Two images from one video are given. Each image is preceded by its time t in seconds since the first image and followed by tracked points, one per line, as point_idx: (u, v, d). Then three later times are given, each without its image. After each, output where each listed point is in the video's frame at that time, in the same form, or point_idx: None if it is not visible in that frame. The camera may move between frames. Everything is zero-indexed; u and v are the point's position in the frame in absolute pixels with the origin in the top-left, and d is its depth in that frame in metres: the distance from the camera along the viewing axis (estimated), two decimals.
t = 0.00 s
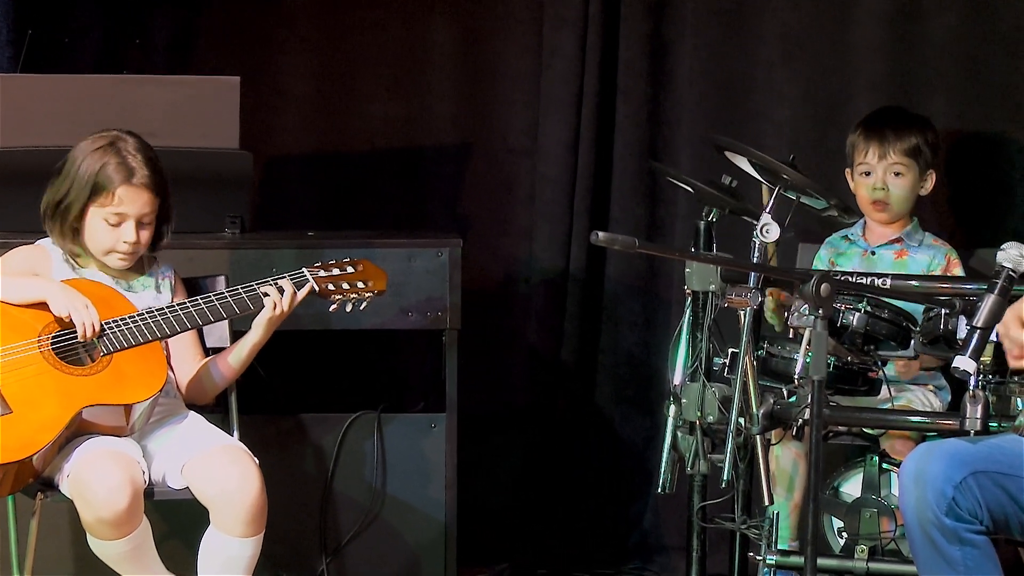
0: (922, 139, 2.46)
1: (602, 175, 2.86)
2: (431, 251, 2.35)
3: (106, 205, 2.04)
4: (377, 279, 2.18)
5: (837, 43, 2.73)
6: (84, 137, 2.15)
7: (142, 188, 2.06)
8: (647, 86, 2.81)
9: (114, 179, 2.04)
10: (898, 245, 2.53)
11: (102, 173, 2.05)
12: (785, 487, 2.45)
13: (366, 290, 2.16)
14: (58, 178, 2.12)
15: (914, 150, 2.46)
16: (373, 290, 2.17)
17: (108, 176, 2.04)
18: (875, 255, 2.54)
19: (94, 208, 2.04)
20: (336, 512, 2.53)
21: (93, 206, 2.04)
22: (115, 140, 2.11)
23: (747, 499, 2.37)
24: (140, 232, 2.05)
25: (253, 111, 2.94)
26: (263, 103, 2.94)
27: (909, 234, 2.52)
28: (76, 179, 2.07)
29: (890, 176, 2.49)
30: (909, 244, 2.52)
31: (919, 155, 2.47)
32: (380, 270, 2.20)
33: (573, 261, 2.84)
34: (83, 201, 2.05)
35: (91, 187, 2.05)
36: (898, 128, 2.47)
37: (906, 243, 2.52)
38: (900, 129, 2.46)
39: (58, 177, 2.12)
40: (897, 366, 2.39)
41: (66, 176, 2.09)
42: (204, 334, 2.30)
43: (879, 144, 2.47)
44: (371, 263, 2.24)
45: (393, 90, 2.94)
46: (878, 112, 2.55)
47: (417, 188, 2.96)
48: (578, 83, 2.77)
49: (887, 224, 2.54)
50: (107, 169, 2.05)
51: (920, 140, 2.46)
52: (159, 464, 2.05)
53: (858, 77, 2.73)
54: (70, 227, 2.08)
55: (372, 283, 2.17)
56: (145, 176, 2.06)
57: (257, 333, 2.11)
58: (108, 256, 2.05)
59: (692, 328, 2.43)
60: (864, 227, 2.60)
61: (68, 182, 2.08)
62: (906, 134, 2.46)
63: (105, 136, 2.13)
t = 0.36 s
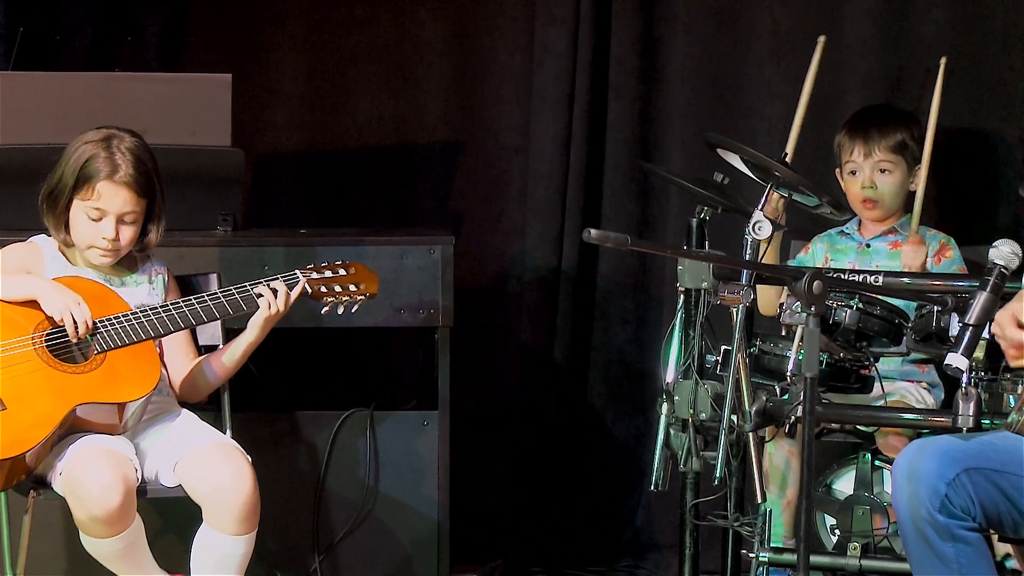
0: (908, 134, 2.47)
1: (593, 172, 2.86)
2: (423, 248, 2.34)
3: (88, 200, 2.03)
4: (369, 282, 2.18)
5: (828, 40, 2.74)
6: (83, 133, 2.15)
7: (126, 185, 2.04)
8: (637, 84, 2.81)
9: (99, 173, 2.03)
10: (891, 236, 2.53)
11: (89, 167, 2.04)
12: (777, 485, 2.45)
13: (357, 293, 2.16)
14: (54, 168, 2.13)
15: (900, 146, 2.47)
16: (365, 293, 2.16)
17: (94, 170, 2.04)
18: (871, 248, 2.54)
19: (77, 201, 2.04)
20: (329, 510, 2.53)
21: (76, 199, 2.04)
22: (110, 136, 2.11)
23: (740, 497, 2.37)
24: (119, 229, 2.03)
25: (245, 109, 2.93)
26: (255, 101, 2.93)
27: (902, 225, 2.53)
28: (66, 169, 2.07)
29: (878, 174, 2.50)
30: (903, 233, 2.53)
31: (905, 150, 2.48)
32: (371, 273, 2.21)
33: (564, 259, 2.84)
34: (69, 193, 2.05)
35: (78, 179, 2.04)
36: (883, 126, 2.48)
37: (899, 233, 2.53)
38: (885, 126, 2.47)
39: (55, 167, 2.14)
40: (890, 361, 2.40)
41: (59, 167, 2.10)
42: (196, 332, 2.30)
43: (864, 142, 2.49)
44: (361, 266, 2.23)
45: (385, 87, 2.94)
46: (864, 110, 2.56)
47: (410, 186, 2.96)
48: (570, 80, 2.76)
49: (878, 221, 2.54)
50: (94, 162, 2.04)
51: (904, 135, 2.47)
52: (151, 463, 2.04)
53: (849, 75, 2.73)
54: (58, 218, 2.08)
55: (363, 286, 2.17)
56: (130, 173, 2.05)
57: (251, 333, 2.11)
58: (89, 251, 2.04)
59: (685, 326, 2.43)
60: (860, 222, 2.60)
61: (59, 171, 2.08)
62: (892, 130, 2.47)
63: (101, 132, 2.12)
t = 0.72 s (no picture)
0: (886, 134, 2.49)
1: (578, 170, 2.86)
2: (407, 246, 2.34)
3: (72, 198, 2.02)
4: (356, 287, 2.18)
5: (812, 39, 2.75)
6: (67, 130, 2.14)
7: (111, 183, 2.03)
8: (622, 82, 2.82)
9: (83, 172, 2.02)
10: (868, 232, 2.54)
11: (73, 165, 2.03)
12: (761, 483, 2.46)
13: (345, 297, 2.16)
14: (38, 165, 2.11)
15: (877, 145, 2.48)
16: (352, 297, 2.16)
17: (78, 168, 2.03)
18: (848, 245, 2.54)
19: (61, 200, 2.03)
20: (313, 508, 2.53)
21: (61, 197, 2.03)
22: (94, 134, 2.09)
23: (724, 494, 2.39)
24: (104, 228, 2.02)
25: (230, 107, 2.92)
26: (239, 98, 2.92)
27: (879, 223, 2.54)
28: (50, 167, 2.06)
29: (855, 172, 2.51)
30: (880, 230, 2.54)
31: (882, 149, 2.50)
32: (359, 277, 2.20)
33: (548, 257, 2.83)
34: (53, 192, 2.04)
35: (62, 177, 2.03)
36: (861, 124, 2.49)
37: (876, 229, 2.54)
38: (864, 124, 2.49)
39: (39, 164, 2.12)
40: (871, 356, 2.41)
41: (43, 164, 2.09)
42: (179, 332, 2.29)
43: (842, 141, 2.50)
44: (350, 269, 2.23)
45: (370, 85, 2.93)
46: (843, 109, 2.57)
47: (395, 184, 2.95)
48: (554, 78, 2.76)
49: (854, 217, 2.55)
50: (78, 161, 2.03)
51: (881, 135, 2.49)
52: (136, 462, 2.03)
53: (833, 74, 2.75)
54: (42, 216, 2.07)
55: (351, 290, 2.17)
56: (114, 171, 2.04)
57: (236, 335, 2.11)
58: (74, 250, 2.03)
59: (668, 324, 2.44)
60: (835, 222, 2.60)
61: (43, 169, 2.07)
62: (871, 128, 2.49)
63: (86, 130, 2.11)
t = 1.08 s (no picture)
0: (857, 132, 2.51)
1: (552, 169, 2.86)
2: (381, 246, 2.33)
3: (44, 197, 2.00)
4: (329, 285, 2.17)
5: (784, 39, 2.77)
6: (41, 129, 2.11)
7: (82, 182, 2.01)
8: (595, 81, 2.82)
9: (55, 171, 2.00)
10: (839, 232, 2.56)
11: (44, 164, 2.01)
12: (734, 482, 2.47)
13: (318, 295, 2.14)
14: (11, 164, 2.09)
15: (849, 142, 2.50)
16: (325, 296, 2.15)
17: (50, 167, 2.01)
18: (818, 244, 2.57)
19: (32, 199, 2.01)
20: (286, 506, 2.52)
21: (32, 196, 2.01)
22: (67, 133, 2.07)
23: (697, 492, 2.40)
24: (75, 227, 2.00)
25: (202, 105, 2.90)
26: (212, 97, 2.91)
27: (849, 221, 2.56)
28: (21, 166, 2.04)
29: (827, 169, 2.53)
30: (850, 228, 2.55)
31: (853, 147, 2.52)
32: (332, 276, 2.20)
33: (523, 255, 2.85)
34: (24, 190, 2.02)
35: (33, 176, 2.01)
36: (833, 122, 2.51)
37: (846, 228, 2.56)
38: (835, 123, 2.51)
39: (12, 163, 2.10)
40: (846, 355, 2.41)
41: (15, 163, 2.07)
42: (151, 331, 2.27)
43: (815, 138, 2.51)
44: (323, 269, 2.22)
45: (343, 84, 2.92)
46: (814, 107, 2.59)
47: (368, 183, 2.94)
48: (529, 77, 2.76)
49: (826, 215, 2.58)
50: (50, 159, 2.01)
51: (855, 133, 2.51)
52: (109, 461, 2.01)
53: (805, 74, 2.77)
54: (13, 215, 2.05)
55: (324, 289, 2.16)
56: (85, 170, 2.02)
57: (210, 334, 2.09)
58: (46, 249, 2.02)
59: (642, 323, 2.45)
60: (806, 221, 2.63)
61: (15, 168, 2.05)
62: (842, 127, 2.51)
63: (58, 128, 2.09)
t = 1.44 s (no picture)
0: (824, 131, 2.53)
1: (519, 168, 2.86)
2: (348, 245, 2.32)
3: (12, 198, 1.97)
4: (299, 285, 2.14)
5: (752, 38, 2.78)
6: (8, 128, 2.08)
7: (52, 183, 1.98)
8: (562, 80, 2.83)
9: (23, 171, 1.97)
10: (803, 233, 2.58)
11: (13, 164, 1.98)
12: (701, 480, 2.48)
13: (287, 295, 2.12)
14: None
15: (816, 142, 2.52)
16: (295, 296, 2.13)
17: (18, 167, 1.97)
18: (780, 246, 2.59)
19: None
20: (254, 505, 2.50)
21: None
22: (36, 134, 2.04)
23: (664, 491, 2.41)
24: (44, 228, 1.97)
25: (169, 103, 2.88)
26: (179, 95, 2.88)
27: (814, 223, 2.58)
28: None
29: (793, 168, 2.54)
30: (814, 231, 2.58)
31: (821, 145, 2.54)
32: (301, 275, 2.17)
33: (490, 255, 2.83)
34: None
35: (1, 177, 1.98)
36: (799, 121, 2.53)
37: (810, 231, 2.58)
38: (801, 122, 2.52)
39: None
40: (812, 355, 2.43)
41: None
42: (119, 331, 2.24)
43: (781, 137, 2.53)
44: (292, 268, 2.18)
45: (310, 82, 2.91)
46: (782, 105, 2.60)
47: (336, 181, 2.93)
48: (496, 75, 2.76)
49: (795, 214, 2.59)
50: (18, 160, 1.98)
51: (822, 131, 2.53)
52: (76, 461, 1.99)
53: (772, 73, 2.78)
54: None
55: (293, 288, 2.13)
56: (55, 171, 1.99)
57: (178, 335, 2.06)
58: (13, 250, 1.98)
59: (610, 322, 2.46)
60: (769, 221, 2.65)
61: None
62: (809, 126, 2.53)
63: (26, 129, 2.06)
